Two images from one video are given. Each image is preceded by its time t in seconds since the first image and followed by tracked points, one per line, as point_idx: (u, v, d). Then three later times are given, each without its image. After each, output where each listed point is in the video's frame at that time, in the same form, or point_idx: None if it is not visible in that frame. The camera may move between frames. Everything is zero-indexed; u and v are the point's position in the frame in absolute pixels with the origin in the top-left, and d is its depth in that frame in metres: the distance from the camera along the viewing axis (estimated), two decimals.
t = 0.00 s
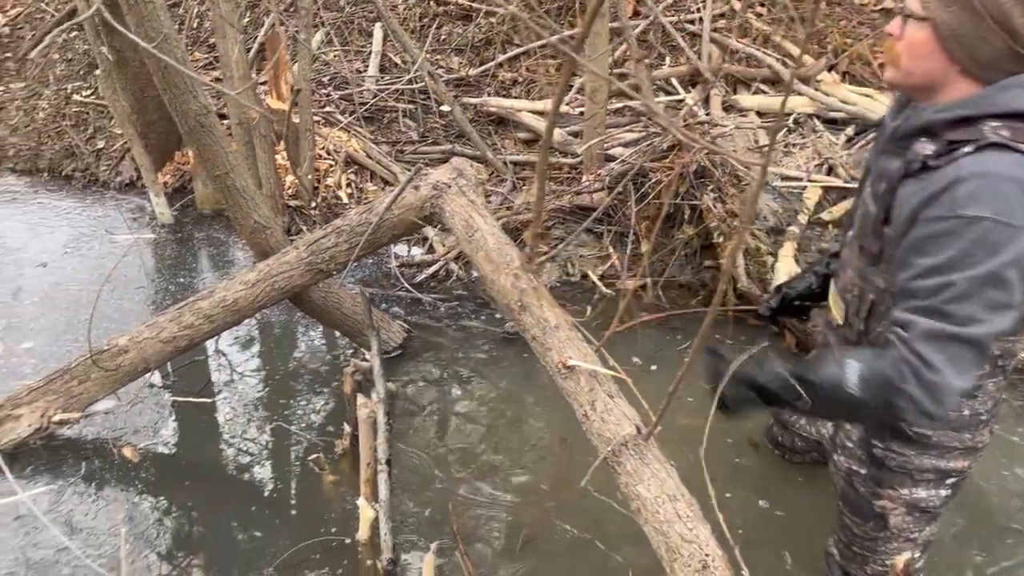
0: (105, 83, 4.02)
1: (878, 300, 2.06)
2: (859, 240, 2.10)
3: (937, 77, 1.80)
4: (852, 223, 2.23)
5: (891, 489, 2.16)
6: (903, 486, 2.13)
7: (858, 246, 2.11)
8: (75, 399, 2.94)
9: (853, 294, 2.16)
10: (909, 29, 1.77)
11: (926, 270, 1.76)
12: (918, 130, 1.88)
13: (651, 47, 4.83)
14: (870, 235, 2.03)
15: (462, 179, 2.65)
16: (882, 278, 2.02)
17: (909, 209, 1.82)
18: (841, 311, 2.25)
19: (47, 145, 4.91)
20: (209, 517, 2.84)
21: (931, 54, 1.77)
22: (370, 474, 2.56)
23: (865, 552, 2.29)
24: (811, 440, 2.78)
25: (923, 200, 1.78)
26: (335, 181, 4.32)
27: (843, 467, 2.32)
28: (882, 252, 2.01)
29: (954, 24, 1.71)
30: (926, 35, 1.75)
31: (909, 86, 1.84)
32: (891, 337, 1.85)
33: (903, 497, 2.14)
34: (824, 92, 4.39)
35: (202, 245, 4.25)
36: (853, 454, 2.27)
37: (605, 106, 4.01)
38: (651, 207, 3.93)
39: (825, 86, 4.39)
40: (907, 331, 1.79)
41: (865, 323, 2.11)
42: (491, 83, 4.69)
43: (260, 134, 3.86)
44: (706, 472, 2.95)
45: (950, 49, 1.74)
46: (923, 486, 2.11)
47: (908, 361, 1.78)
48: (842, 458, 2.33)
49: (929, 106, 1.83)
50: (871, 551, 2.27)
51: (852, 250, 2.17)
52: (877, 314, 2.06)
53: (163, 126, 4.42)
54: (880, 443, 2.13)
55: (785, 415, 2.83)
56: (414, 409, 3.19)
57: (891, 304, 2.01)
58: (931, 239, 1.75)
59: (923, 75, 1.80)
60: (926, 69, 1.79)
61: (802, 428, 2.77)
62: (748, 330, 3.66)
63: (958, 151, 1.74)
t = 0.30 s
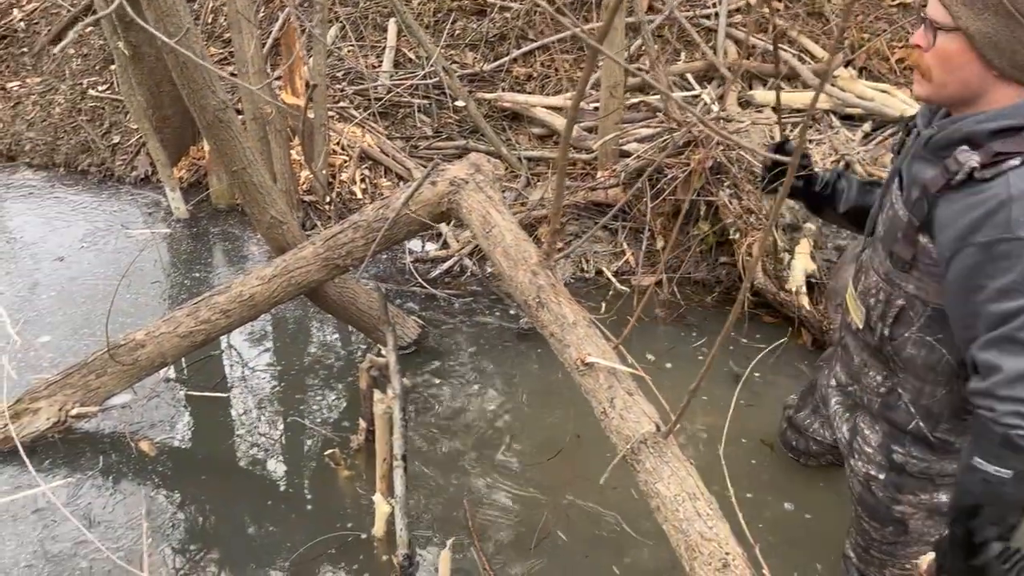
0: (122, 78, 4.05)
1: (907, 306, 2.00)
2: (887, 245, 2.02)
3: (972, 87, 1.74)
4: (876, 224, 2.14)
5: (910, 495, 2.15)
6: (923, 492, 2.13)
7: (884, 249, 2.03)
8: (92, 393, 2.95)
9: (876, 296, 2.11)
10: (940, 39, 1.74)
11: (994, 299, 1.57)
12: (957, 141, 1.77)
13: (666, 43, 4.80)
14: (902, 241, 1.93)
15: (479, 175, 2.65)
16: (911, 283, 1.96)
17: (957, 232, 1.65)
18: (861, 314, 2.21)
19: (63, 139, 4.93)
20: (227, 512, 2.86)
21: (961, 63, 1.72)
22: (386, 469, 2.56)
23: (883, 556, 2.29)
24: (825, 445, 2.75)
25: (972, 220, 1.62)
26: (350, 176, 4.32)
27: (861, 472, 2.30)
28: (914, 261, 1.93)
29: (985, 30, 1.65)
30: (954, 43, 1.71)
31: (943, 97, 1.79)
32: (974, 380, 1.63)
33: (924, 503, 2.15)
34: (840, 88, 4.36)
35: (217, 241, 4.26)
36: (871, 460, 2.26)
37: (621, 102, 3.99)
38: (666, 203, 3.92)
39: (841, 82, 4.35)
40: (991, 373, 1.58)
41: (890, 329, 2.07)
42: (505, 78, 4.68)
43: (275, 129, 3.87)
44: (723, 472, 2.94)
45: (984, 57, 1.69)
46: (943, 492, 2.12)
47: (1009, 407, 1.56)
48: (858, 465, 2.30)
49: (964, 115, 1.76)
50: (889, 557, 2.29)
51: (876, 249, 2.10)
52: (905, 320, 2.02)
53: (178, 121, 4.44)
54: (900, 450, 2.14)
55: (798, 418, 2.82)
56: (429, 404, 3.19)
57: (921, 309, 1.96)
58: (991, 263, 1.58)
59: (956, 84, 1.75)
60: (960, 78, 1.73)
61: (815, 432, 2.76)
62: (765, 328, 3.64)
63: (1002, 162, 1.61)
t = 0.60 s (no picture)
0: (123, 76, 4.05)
1: (916, 311, 2.05)
2: (897, 251, 2.08)
3: (981, 98, 1.81)
4: (883, 229, 2.20)
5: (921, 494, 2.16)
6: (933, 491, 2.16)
7: (893, 254, 2.09)
8: (96, 392, 2.95)
9: (884, 300, 2.15)
10: (945, 58, 1.80)
11: (1002, 303, 1.71)
12: (964, 150, 1.84)
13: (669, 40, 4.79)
14: (912, 246, 1.99)
15: (483, 173, 2.64)
16: (920, 288, 2.01)
17: (966, 238, 1.77)
18: (868, 318, 2.26)
19: (65, 138, 4.92)
20: (230, 511, 2.84)
21: (967, 78, 1.79)
22: (390, 468, 2.56)
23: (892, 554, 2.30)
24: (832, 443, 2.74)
25: (982, 227, 1.73)
26: (352, 174, 4.31)
27: (870, 472, 2.33)
28: (924, 267, 1.98)
29: (988, 48, 1.72)
30: (958, 60, 1.78)
31: (953, 109, 1.86)
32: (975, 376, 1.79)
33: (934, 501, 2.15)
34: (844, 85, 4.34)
35: (219, 239, 4.26)
36: (882, 460, 2.28)
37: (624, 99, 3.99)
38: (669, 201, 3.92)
39: (845, 79, 4.34)
40: (993, 371, 1.73)
41: (898, 333, 2.13)
42: (507, 76, 4.67)
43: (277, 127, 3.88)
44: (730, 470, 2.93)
45: (990, 70, 1.75)
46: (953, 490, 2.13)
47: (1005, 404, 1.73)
48: (869, 465, 2.33)
49: (972, 125, 1.83)
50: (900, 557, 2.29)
51: (883, 253, 2.15)
52: (915, 324, 2.06)
53: (181, 120, 4.43)
54: (911, 450, 2.20)
55: (804, 419, 2.83)
56: (433, 402, 3.19)
57: (930, 315, 2.01)
58: (1000, 270, 1.70)
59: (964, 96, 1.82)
60: (970, 93, 1.80)
61: (821, 433, 2.76)
62: (769, 325, 3.63)
63: (1011, 170, 1.70)
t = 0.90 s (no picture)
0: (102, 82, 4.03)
1: (895, 311, 2.03)
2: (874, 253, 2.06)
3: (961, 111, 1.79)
4: (860, 232, 2.18)
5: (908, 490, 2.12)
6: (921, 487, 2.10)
7: (870, 255, 2.08)
8: (77, 401, 2.93)
9: (863, 300, 2.14)
10: (916, 82, 1.77)
11: (967, 302, 1.70)
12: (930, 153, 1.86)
13: (649, 42, 4.81)
14: (888, 248, 1.98)
15: (463, 176, 2.64)
16: (898, 290, 2.00)
17: (935, 238, 1.77)
18: (848, 317, 2.23)
19: (45, 145, 4.89)
20: (214, 517, 2.83)
21: (947, 95, 1.77)
22: (374, 473, 2.57)
23: (878, 551, 2.31)
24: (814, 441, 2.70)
25: (951, 228, 1.73)
26: (334, 179, 4.31)
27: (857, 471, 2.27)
28: (901, 267, 1.96)
29: (965, 64, 1.70)
30: (937, 82, 1.75)
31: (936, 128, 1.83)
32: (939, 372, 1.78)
33: (920, 496, 2.12)
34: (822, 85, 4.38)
35: (201, 246, 4.24)
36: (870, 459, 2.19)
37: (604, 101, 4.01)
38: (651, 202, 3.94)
39: (823, 79, 4.38)
40: (955, 366, 1.72)
41: (878, 333, 2.11)
42: (489, 79, 4.68)
43: (258, 132, 3.86)
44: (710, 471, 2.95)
45: (968, 85, 1.74)
46: (939, 484, 2.09)
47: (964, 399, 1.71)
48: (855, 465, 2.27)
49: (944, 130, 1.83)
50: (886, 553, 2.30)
51: (861, 254, 2.14)
52: (895, 323, 2.05)
53: (161, 126, 4.41)
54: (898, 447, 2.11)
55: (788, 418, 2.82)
56: (417, 406, 3.19)
57: (909, 314, 2.00)
58: (966, 269, 1.70)
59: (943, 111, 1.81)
60: (949, 108, 1.78)
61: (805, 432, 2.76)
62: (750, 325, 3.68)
63: (978, 171, 1.70)
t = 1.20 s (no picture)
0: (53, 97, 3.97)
1: (865, 312, 2.06)
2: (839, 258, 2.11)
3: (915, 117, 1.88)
4: (816, 238, 2.20)
5: (881, 482, 2.19)
6: (893, 478, 2.18)
7: (835, 261, 2.12)
8: (30, 421, 2.88)
9: (829, 305, 2.16)
10: (876, 101, 1.86)
11: (933, 291, 1.80)
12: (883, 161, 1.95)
13: (605, 49, 4.87)
14: (856, 252, 2.03)
15: (418, 186, 2.63)
16: (868, 291, 2.03)
17: (903, 233, 1.85)
18: (814, 326, 2.23)
19: None
20: (175, 534, 2.80)
21: (904, 104, 1.85)
22: (335, 484, 2.57)
23: (846, 546, 2.35)
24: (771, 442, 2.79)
25: (920, 221, 1.82)
26: (293, 190, 4.29)
27: (829, 468, 2.32)
28: (870, 270, 2.01)
29: (921, 72, 1.80)
30: (896, 94, 1.83)
31: (895, 141, 1.91)
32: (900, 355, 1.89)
33: (892, 488, 2.20)
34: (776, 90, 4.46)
35: (158, 260, 4.19)
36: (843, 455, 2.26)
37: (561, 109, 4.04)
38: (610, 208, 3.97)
39: (777, 84, 4.47)
40: (918, 350, 1.83)
41: (849, 335, 2.12)
42: (447, 88, 4.68)
43: (215, 145, 3.83)
44: (670, 473, 2.99)
45: (921, 91, 1.83)
46: (908, 473, 2.18)
47: (923, 378, 1.83)
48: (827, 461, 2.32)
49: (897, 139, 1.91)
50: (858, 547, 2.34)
51: (819, 259, 2.19)
52: (863, 324, 2.08)
53: (114, 140, 4.36)
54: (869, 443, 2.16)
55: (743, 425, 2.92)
56: (380, 416, 3.18)
57: (880, 314, 2.03)
58: (934, 260, 1.79)
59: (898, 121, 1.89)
60: (908, 118, 1.87)
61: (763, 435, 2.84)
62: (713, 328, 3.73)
63: (939, 169, 1.80)
